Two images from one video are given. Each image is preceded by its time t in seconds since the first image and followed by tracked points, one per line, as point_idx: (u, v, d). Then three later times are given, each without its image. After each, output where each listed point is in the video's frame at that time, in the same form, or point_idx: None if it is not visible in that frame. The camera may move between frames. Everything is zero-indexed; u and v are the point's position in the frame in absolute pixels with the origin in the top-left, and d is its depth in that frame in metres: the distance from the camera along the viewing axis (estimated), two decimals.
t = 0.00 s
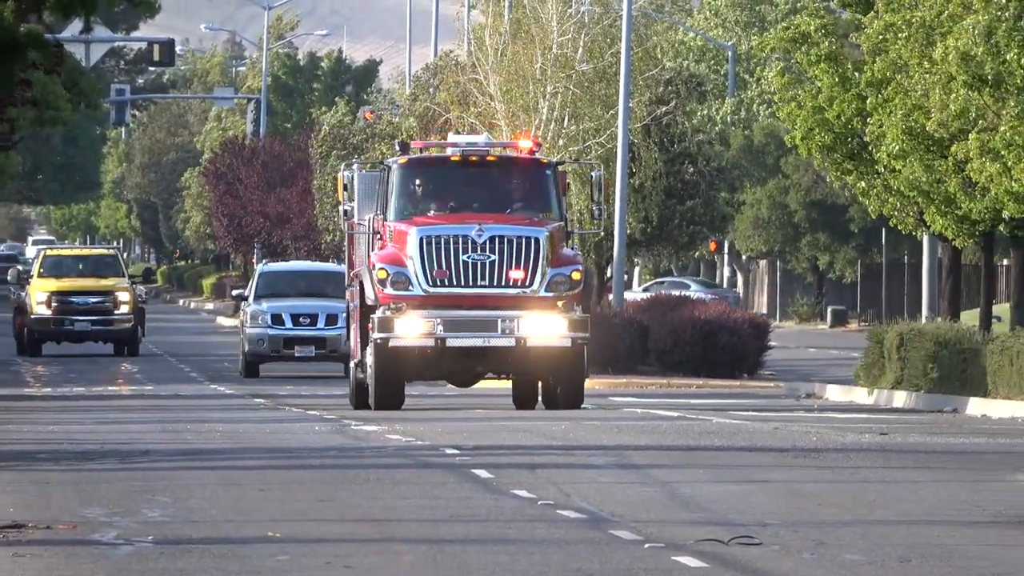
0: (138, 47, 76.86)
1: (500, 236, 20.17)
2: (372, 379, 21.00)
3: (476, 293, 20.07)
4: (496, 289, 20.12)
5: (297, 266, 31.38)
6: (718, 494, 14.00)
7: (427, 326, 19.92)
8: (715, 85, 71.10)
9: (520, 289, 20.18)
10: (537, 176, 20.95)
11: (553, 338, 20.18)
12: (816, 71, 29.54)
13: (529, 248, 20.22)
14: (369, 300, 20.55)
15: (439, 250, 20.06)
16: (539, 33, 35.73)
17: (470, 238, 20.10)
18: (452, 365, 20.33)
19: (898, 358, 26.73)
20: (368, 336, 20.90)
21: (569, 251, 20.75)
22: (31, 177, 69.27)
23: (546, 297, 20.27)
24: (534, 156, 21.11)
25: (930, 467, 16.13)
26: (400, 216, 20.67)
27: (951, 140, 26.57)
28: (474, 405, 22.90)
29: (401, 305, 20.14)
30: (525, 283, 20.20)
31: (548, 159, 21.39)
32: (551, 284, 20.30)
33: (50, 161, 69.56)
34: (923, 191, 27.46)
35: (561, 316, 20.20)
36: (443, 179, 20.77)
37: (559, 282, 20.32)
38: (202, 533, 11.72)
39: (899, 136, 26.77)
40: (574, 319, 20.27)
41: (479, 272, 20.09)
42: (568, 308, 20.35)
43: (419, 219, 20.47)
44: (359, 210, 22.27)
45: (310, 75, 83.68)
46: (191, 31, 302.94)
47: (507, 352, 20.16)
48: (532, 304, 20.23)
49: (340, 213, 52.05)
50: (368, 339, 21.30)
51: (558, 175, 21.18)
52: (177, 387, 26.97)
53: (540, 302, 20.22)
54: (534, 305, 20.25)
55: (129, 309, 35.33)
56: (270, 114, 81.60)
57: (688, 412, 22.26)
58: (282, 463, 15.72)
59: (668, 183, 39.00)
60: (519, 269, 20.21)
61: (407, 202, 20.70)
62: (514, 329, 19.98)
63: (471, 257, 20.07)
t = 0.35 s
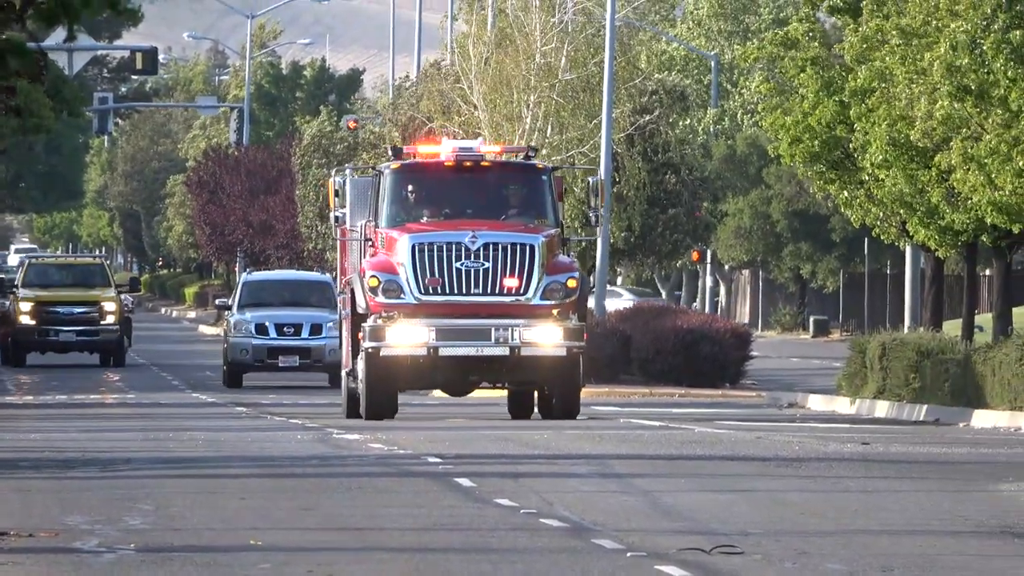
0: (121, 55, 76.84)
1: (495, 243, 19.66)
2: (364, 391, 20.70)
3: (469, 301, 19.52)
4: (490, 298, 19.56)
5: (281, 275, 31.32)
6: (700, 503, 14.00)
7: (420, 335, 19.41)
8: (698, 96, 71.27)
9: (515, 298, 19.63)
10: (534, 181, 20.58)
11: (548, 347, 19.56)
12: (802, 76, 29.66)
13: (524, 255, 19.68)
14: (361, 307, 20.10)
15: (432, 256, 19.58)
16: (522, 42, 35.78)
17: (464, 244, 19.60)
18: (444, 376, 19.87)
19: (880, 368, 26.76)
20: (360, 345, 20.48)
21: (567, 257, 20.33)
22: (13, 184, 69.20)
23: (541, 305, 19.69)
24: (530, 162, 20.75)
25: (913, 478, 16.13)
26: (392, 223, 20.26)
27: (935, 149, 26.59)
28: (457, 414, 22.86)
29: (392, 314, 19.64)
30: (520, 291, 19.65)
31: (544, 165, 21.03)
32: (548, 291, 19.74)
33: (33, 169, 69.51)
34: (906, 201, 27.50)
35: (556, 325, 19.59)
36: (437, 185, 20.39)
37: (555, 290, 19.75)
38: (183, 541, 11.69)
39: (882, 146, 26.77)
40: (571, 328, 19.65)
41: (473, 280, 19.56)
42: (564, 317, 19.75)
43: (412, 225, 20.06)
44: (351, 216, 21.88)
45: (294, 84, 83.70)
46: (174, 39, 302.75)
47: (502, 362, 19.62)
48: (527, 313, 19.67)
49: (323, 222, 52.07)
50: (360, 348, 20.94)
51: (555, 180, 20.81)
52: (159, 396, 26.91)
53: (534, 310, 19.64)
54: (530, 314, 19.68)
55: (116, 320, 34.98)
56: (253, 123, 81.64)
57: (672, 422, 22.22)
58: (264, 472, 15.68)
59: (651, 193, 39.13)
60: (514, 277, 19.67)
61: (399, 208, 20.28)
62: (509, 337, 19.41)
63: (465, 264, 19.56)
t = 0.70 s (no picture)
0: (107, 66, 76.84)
1: (491, 251, 19.62)
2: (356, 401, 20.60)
3: (464, 311, 19.48)
4: (484, 307, 19.52)
5: (267, 286, 31.28)
6: (685, 515, 14.01)
7: (412, 346, 19.38)
8: (684, 108, 71.46)
9: (511, 307, 19.59)
10: (530, 187, 20.59)
11: (545, 357, 19.59)
12: (782, 91, 29.74)
13: (521, 264, 19.64)
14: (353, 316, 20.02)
15: (427, 266, 19.53)
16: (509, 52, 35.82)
17: (459, 253, 19.56)
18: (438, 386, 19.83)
19: (864, 380, 26.79)
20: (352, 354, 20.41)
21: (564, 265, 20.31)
22: None
23: (539, 315, 19.68)
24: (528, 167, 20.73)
25: (898, 489, 16.18)
26: (387, 231, 20.30)
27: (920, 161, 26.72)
28: (443, 426, 22.86)
29: (386, 323, 19.61)
30: (517, 300, 19.62)
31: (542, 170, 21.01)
32: (545, 300, 19.71)
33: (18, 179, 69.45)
34: (893, 212, 27.66)
35: (553, 335, 19.61)
36: (433, 192, 20.42)
37: (551, 301, 19.73)
38: (168, 551, 11.69)
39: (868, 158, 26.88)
40: (567, 339, 19.67)
41: (469, 289, 19.50)
42: (561, 326, 19.75)
43: (406, 233, 20.09)
44: (346, 222, 21.94)
45: (280, 95, 83.69)
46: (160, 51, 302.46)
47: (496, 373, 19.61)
48: (524, 321, 19.66)
49: (308, 233, 52.09)
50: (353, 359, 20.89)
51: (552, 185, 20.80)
52: (144, 406, 26.88)
53: (530, 319, 19.64)
54: (527, 324, 19.68)
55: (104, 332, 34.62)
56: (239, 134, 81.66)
57: (656, 434, 22.26)
58: (249, 482, 15.69)
59: (636, 204, 39.28)
60: (511, 286, 19.63)
61: (394, 215, 20.33)
62: (503, 348, 19.42)
63: (461, 273, 19.51)
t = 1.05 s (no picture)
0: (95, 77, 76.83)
1: (490, 260, 19.63)
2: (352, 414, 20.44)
3: (463, 321, 19.45)
4: (484, 317, 19.49)
5: (256, 296, 31.25)
6: (672, 526, 14.02)
7: (412, 356, 19.29)
8: (672, 120, 71.63)
9: (511, 317, 19.58)
10: (530, 194, 20.63)
11: (547, 370, 19.49)
12: (770, 104, 29.81)
13: (521, 273, 19.65)
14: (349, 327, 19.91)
15: (426, 275, 19.50)
16: (497, 65, 35.86)
17: (458, 262, 19.57)
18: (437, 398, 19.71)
19: (854, 391, 26.81)
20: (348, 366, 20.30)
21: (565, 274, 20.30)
22: None
23: (540, 326, 19.64)
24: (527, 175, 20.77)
25: (886, 500, 16.19)
26: (384, 239, 20.25)
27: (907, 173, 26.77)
28: (431, 437, 22.86)
29: (383, 334, 19.51)
30: (517, 310, 19.60)
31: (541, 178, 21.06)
32: (546, 310, 19.68)
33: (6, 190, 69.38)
34: (881, 224, 27.70)
35: (555, 347, 19.52)
36: (432, 198, 20.42)
37: (552, 310, 19.69)
38: (155, 562, 11.65)
39: (856, 169, 26.92)
40: (569, 350, 19.58)
41: (468, 299, 19.48)
42: (563, 337, 19.70)
43: (405, 240, 20.08)
44: (341, 231, 21.85)
45: (268, 106, 83.68)
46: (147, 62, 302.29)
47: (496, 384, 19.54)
48: (524, 332, 19.63)
49: (295, 243, 52.11)
50: (349, 370, 20.77)
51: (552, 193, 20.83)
52: (131, 417, 26.84)
53: (532, 330, 19.62)
54: (528, 335, 19.63)
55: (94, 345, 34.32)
56: (226, 145, 81.63)
57: (644, 445, 22.27)
58: (235, 493, 15.66)
59: (624, 216, 39.39)
60: (511, 296, 19.63)
61: (391, 222, 20.30)
62: (504, 359, 19.34)
63: (460, 282, 19.50)
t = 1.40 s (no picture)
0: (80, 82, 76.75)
1: (490, 263, 19.58)
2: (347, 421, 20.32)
3: (463, 326, 19.42)
4: (483, 322, 19.47)
5: (247, 302, 31.22)
6: (657, 532, 14.05)
7: (411, 360, 19.26)
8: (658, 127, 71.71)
9: (512, 322, 19.56)
10: (532, 196, 20.56)
11: (548, 375, 19.49)
12: (760, 109, 29.86)
13: (521, 277, 19.62)
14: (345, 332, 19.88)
15: (425, 278, 19.47)
16: (483, 72, 35.88)
17: (458, 265, 19.52)
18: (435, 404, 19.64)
19: (839, 398, 26.94)
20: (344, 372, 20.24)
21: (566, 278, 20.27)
22: None
23: (540, 331, 19.63)
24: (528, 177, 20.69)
25: (870, 507, 16.25)
26: (382, 241, 20.22)
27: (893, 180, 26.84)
28: (417, 442, 22.86)
29: (380, 338, 19.51)
30: (518, 314, 19.59)
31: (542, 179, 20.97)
32: (547, 315, 19.66)
33: None
34: (865, 232, 27.76)
35: (556, 353, 19.51)
36: (431, 201, 20.38)
37: (555, 315, 19.68)
38: (141, 566, 11.67)
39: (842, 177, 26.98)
40: (571, 356, 19.56)
41: (467, 303, 19.46)
42: (565, 343, 19.67)
43: (403, 244, 20.03)
44: (338, 233, 21.88)
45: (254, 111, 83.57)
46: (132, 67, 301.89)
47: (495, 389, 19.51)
48: (525, 338, 19.62)
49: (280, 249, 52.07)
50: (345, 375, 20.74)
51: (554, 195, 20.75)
52: (117, 422, 26.83)
53: (532, 335, 19.61)
54: (528, 340, 19.63)
55: (81, 351, 34.23)
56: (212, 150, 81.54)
57: (629, 451, 22.31)
58: (221, 498, 15.67)
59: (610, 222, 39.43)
60: (511, 300, 19.60)
61: (389, 225, 20.26)
62: (505, 363, 19.32)
63: (459, 286, 19.46)
